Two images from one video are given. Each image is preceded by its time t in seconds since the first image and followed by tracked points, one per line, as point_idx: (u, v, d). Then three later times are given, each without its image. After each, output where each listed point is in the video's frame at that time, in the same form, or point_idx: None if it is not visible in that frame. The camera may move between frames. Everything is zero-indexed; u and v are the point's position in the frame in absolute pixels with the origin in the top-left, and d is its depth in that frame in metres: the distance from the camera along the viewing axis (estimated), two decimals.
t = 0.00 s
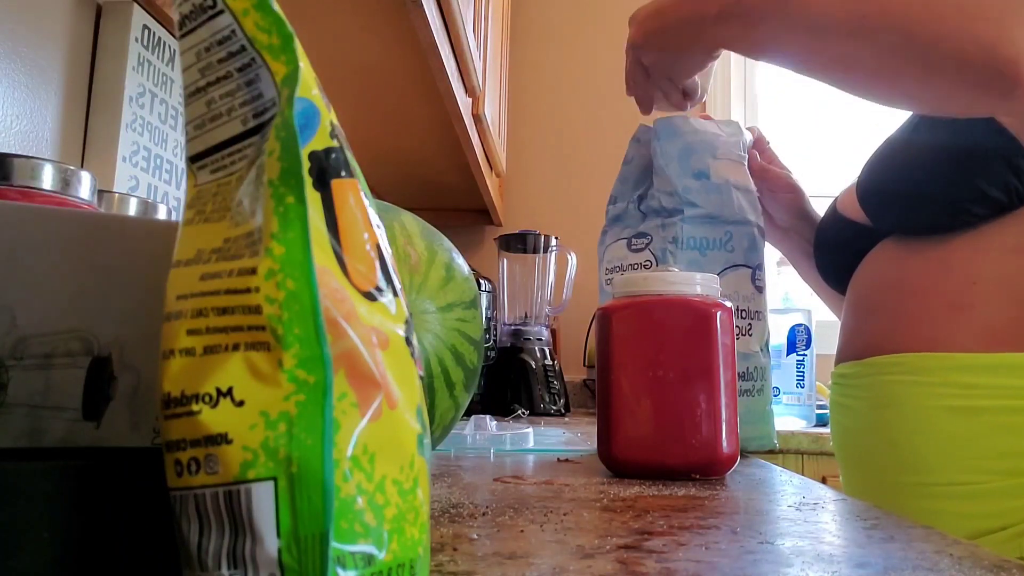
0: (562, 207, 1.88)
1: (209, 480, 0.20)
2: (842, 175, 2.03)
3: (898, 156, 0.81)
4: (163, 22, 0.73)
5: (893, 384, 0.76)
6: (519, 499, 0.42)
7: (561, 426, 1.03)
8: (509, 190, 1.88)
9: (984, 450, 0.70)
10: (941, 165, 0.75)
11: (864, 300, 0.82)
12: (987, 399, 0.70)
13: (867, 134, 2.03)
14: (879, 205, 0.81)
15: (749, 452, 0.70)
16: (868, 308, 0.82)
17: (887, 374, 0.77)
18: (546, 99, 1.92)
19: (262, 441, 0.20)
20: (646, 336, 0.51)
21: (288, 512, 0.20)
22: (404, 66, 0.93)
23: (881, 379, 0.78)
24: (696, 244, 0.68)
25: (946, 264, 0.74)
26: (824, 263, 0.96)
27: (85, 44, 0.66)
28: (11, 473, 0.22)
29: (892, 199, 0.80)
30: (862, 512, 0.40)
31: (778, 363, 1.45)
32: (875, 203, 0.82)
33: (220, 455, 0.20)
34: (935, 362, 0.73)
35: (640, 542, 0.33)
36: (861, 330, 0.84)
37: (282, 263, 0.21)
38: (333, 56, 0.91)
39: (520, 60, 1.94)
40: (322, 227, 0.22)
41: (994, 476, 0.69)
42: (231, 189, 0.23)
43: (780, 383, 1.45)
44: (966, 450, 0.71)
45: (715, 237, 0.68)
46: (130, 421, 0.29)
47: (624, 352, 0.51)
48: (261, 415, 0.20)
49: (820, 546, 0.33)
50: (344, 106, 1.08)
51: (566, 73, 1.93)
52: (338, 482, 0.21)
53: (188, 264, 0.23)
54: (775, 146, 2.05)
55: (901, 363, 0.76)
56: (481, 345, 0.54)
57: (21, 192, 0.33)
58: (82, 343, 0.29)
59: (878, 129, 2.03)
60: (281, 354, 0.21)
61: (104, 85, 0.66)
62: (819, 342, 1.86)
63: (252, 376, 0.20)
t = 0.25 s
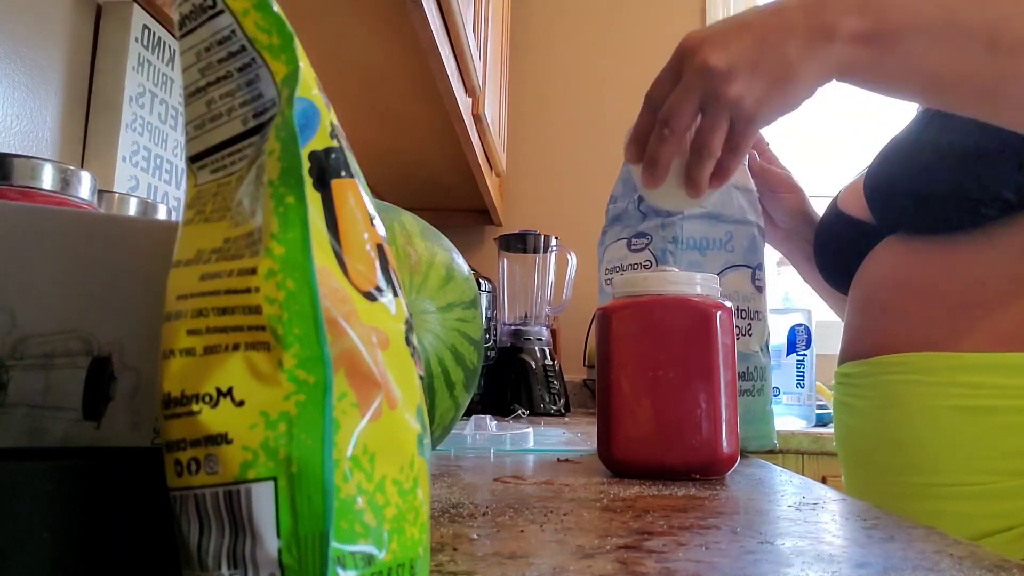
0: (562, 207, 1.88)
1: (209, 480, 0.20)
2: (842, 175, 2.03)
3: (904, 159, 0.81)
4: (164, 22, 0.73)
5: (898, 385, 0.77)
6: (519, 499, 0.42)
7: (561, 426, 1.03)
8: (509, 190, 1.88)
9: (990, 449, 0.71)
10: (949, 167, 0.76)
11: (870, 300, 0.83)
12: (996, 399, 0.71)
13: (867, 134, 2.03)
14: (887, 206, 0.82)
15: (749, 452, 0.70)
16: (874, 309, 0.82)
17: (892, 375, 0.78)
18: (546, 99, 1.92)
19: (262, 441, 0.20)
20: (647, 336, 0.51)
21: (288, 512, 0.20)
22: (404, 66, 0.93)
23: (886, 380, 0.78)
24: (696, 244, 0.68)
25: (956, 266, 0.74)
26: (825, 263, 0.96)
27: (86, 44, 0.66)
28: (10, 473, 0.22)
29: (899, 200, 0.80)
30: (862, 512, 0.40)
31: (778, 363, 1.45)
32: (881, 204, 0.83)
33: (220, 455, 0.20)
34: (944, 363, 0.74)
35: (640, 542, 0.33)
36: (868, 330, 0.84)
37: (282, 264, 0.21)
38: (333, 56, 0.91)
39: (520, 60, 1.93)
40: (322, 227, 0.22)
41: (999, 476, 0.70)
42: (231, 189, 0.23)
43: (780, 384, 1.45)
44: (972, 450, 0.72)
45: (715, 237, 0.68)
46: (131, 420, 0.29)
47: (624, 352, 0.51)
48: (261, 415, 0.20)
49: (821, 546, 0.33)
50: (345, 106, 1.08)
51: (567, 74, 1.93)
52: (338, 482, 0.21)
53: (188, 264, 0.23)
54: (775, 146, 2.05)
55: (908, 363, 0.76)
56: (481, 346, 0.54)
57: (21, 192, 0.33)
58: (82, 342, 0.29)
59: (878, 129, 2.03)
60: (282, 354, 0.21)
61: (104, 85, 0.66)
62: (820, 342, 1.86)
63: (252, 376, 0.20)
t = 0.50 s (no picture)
0: (563, 207, 1.88)
1: (209, 480, 0.20)
2: (841, 174, 2.03)
3: (910, 160, 0.82)
4: (163, 22, 0.73)
5: (906, 387, 0.77)
6: (519, 499, 0.42)
7: (561, 426, 1.03)
8: (509, 190, 1.88)
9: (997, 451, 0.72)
10: (954, 169, 0.76)
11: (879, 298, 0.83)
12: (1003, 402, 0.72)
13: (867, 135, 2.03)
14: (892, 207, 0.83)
15: (749, 452, 0.70)
16: (881, 309, 0.83)
17: (900, 377, 0.78)
18: (546, 99, 1.92)
19: (262, 441, 0.20)
20: (647, 336, 0.51)
21: (288, 512, 0.20)
22: (405, 66, 0.93)
23: (894, 381, 0.79)
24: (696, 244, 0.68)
25: (964, 267, 0.75)
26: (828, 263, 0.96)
27: (86, 44, 0.66)
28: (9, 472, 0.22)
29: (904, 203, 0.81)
30: (863, 512, 0.40)
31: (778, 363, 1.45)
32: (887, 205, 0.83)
33: (220, 455, 0.20)
34: (949, 365, 0.74)
35: (640, 542, 0.33)
36: (873, 330, 0.84)
37: (282, 264, 0.21)
38: (334, 56, 0.91)
39: (521, 60, 1.93)
40: (322, 227, 0.22)
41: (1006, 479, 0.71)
42: (231, 189, 0.23)
43: (779, 384, 1.45)
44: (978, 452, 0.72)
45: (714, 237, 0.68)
46: (130, 420, 0.29)
47: (624, 353, 0.51)
48: (261, 415, 0.20)
49: (821, 546, 0.33)
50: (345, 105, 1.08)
51: (567, 73, 1.93)
52: (338, 482, 0.21)
53: (187, 264, 0.23)
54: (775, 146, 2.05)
55: (916, 365, 0.77)
56: (481, 346, 0.54)
57: (21, 192, 0.33)
58: (82, 342, 0.29)
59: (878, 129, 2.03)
60: (281, 354, 0.21)
61: (104, 85, 0.66)
62: (819, 342, 1.86)
63: (252, 376, 0.20)
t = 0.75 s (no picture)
0: (563, 207, 1.88)
1: (209, 480, 0.20)
2: (841, 174, 2.04)
3: (912, 160, 0.82)
4: (163, 22, 0.73)
5: (906, 386, 0.77)
6: (519, 499, 0.42)
7: (561, 426, 1.03)
8: (509, 190, 1.88)
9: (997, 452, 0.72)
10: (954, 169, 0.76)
11: (879, 300, 0.83)
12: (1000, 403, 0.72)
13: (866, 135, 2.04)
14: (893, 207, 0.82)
15: (749, 452, 0.70)
16: (881, 309, 0.83)
17: (900, 377, 0.78)
18: (547, 100, 1.92)
19: (262, 441, 0.20)
20: (647, 336, 0.51)
21: (288, 512, 0.20)
22: (405, 66, 0.92)
23: (894, 382, 0.79)
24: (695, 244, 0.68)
25: (964, 267, 0.75)
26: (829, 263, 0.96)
27: (86, 44, 0.65)
28: (9, 472, 0.22)
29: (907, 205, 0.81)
30: (863, 512, 0.40)
31: (778, 363, 1.45)
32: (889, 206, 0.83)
33: (220, 455, 0.20)
34: (949, 365, 0.74)
35: (640, 542, 0.33)
36: (874, 330, 0.84)
37: (282, 264, 0.21)
38: (334, 56, 0.91)
39: (521, 60, 1.93)
40: (322, 227, 0.22)
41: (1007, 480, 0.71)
42: (231, 189, 0.23)
43: (779, 384, 1.45)
44: (977, 452, 0.72)
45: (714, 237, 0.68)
46: (130, 421, 0.29)
47: (624, 352, 0.51)
48: (261, 415, 0.20)
49: (821, 546, 0.33)
50: (345, 105, 1.08)
51: (567, 73, 1.93)
52: (338, 482, 0.21)
53: (188, 264, 0.23)
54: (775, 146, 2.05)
55: (916, 365, 0.77)
56: (481, 346, 0.54)
57: (21, 192, 0.33)
58: (82, 343, 0.29)
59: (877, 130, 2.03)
60: (282, 354, 0.21)
61: (104, 85, 0.66)
62: (819, 342, 1.86)
63: (252, 376, 0.20)
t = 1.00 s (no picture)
0: (563, 207, 1.88)
1: (209, 480, 0.20)
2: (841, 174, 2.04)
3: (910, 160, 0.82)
4: (163, 22, 0.73)
5: (905, 387, 0.77)
6: (520, 499, 0.42)
7: (561, 426, 1.03)
8: (509, 190, 1.88)
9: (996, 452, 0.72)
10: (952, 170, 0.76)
11: (879, 300, 0.83)
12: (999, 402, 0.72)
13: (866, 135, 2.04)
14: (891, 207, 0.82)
15: (749, 452, 0.70)
16: (881, 309, 0.83)
17: (899, 377, 0.78)
18: (547, 100, 1.92)
19: (262, 441, 0.20)
20: (647, 336, 0.51)
21: (288, 512, 0.20)
22: (405, 66, 0.92)
23: (894, 382, 0.79)
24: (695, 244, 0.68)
25: (964, 267, 0.75)
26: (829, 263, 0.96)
27: (86, 44, 0.65)
28: (9, 472, 0.22)
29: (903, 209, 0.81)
30: (863, 512, 0.40)
31: (778, 363, 1.45)
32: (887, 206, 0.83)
33: (220, 455, 0.20)
34: (949, 365, 0.74)
35: (640, 542, 0.33)
36: (874, 331, 0.84)
37: (282, 264, 0.21)
38: (334, 56, 0.91)
39: (521, 60, 1.93)
40: (322, 227, 0.22)
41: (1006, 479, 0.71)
42: (231, 189, 0.23)
43: (779, 384, 1.45)
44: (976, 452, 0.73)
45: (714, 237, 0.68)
46: (130, 421, 0.29)
47: (624, 353, 0.51)
48: (261, 415, 0.20)
49: (821, 546, 0.33)
50: (345, 105, 1.08)
51: (567, 73, 1.93)
52: (338, 482, 0.21)
53: (188, 264, 0.23)
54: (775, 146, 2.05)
55: (914, 365, 0.77)
56: (481, 345, 0.54)
57: (21, 192, 0.33)
58: (82, 343, 0.29)
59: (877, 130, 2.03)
60: (282, 354, 0.21)
61: (104, 85, 0.66)
62: (819, 342, 1.86)
63: (252, 376, 0.20)
